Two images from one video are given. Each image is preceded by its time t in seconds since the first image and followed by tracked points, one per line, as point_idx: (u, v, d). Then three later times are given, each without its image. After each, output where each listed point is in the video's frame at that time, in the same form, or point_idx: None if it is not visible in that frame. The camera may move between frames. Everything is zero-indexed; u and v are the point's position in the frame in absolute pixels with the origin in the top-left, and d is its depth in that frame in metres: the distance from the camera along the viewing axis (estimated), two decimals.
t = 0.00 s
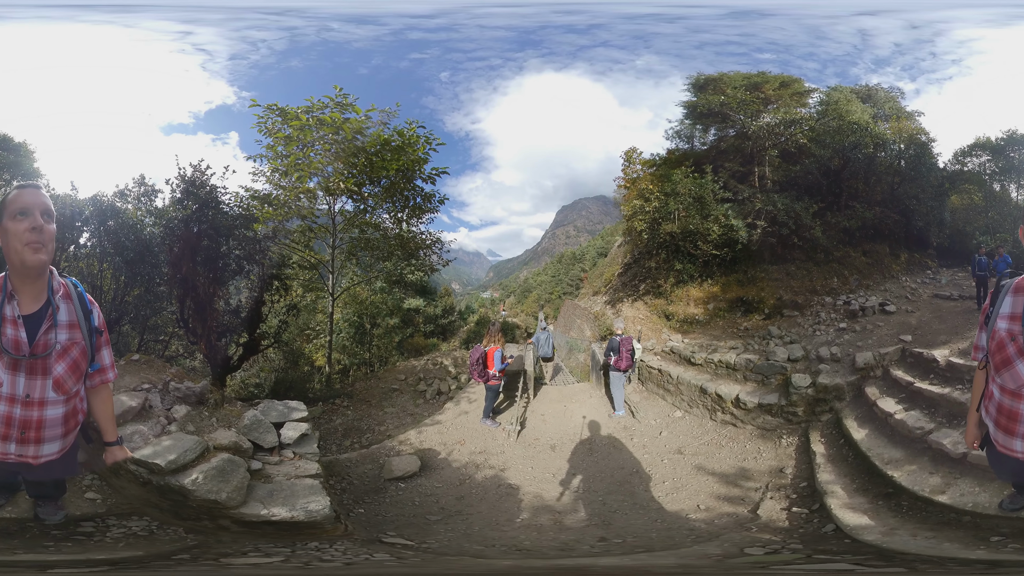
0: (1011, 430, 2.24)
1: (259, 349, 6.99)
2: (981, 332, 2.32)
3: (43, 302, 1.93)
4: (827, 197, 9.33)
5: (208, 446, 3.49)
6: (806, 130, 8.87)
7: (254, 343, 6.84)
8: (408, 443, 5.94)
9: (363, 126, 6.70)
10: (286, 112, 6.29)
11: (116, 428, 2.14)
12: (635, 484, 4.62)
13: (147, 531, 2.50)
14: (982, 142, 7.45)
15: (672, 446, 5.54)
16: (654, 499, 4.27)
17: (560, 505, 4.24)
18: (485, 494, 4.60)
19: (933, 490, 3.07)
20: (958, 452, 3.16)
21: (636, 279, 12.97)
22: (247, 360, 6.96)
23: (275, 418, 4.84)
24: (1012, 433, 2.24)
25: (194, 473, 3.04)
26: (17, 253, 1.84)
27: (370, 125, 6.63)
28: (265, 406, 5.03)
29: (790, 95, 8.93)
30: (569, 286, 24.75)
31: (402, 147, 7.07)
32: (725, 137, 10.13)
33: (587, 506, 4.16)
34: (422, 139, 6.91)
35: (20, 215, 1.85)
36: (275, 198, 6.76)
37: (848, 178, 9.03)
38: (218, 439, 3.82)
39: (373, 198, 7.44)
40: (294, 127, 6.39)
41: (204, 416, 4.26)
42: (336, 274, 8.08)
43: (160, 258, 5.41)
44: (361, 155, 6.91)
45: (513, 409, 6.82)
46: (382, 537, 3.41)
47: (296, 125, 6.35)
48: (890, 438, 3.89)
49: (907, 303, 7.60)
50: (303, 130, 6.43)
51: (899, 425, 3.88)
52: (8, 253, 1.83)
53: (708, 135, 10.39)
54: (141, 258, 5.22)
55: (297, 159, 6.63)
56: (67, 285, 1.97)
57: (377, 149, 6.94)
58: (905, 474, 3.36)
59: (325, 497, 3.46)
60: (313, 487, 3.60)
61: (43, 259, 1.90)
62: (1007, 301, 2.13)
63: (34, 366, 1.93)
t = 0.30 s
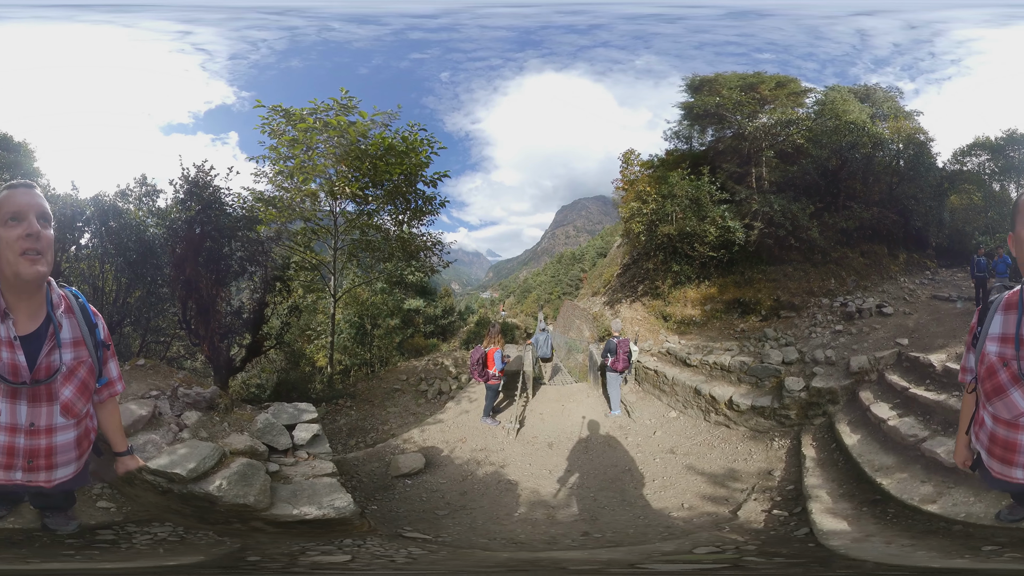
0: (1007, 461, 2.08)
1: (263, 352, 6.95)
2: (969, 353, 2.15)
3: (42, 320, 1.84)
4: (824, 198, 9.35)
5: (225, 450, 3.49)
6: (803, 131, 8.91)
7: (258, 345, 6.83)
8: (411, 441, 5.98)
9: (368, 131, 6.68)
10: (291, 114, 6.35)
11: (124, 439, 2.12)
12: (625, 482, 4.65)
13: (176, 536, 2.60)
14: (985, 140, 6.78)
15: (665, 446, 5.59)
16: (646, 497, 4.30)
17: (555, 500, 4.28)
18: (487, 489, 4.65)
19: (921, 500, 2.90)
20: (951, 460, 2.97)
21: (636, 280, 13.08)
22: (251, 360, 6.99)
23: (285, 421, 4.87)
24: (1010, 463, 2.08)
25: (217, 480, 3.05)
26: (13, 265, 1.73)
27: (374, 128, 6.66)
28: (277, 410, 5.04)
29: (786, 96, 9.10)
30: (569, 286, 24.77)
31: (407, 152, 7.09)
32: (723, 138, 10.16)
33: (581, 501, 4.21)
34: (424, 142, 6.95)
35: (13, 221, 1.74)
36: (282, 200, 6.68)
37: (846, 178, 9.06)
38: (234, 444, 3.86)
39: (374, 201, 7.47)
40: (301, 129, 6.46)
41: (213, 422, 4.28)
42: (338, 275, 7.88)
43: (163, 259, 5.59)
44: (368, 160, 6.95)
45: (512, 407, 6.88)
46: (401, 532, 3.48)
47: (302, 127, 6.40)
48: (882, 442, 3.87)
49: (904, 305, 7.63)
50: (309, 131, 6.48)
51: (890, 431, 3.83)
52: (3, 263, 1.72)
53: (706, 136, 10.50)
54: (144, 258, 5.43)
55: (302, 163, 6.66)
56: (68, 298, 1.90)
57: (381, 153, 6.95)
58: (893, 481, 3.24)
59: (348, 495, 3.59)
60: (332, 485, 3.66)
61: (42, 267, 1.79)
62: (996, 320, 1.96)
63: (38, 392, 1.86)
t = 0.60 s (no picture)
0: (1001, 477, 2.14)
1: (263, 352, 7.12)
2: (961, 367, 2.15)
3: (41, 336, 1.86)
4: (822, 200, 8.79)
5: (234, 454, 3.49)
6: (801, 130, 8.21)
7: (259, 346, 6.96)
8: (413, 441, 6.01)
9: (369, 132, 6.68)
10: (294, 115, 6.37)
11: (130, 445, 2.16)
12: (620, 480, 4.68)
13: (193, 537, 2.57)
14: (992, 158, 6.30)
15: (661, 446, 5.64)
16: (641, 495, 4.34)
17: (552, 498, 4.32)
18: (488, 487, 4.69)
19: (915, 504, 2.88)
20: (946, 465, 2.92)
21: (636, 280, 13.26)
22: (253, 362, 7.04)
23: (292, 422, 4.90)
24: (1008, 479, 2.13)
25: (231, 484, 3.06)
26: (9, 275, 1.73)
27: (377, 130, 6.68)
28: (284, 411, 5.09)
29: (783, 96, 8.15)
30: (569, 286, 24.80)
31: (409, 154, 7.15)
32: (721, 138, 9.91)
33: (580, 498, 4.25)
34: (425, 144, 6.98)
35: (10, 227, 1.75)
36: (285, 201, 6.78)
37: (845, 178, 8.42)
38: (243, 447, 3.89)
39: (375, 203, 7.50)
40: (305, 130, 6.51)
41: (218, 425, 4.32)
42: (337, 276, 8.01)
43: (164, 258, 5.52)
44: (370, 162, 6.94)
45: (512, 407, 6.93)
46: (409, 528, 3.52)
47: (305, 128, 6.45)
48: (878, 446, 3.90)
49: (903, 305, 7.65)
50: (313, 133, 6.53)
51: (886, 435, 3.85)
52: None
53: (704, 135, 10.51)
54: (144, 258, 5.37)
55: (306, 167, 6.68)
56: (68, 310, 1.93)
57: (382, 156, 6.97)
58: (886, 485, 3.26)
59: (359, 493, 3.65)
60: (342, 485, 3.71)
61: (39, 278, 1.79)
62: (987, 333, 1.97)
63: (41, 409, 1.89)
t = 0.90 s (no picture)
0: (999, 476, 2.14)
1: (263, 352, 7.10)
2: (960, 367, 2.16)
3: (37, 336, 1.87)
4: (823, 199, 8.83)
5: (235, 454, 3.49)
6: (800, 130, 8.28)
7: (259, 346, 6.93)
8: (413, 441, 6.01)
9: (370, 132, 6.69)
10: (294, 115, 6.37)
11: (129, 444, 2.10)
12: (620, 481, 4.68)
13: (194, 538, 2.61)
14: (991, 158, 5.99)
15: (661, 446, 5.64)
16: (641, 496, 4.34)
17: (552, 498, 4.33)
18: (488, 487, 4.68)
19: (914, 505, 2.88)
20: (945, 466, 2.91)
21: (636, 281, 13.28)
22: (252, 362, 7.05)
23: (291, 423, 4.90)
24: (1005, 478, 2.13)
25: (231, 484, 3.07)
26: (4, 279, 1.75)
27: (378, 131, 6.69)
28: (284, 412, 5.09)
29: (783, 96, 8.22)
30: (569, 286, 24.82)
31: (410, 155, 7.16)
32: (721, 138, 9.95)
33: (580, 498, 4.25)
34: (425, 145, 6.99)
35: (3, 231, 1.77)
36: (285, 201, 6.82)
37: (844, 178, 8.48)
38: (243, 448, 3.89)
39: (375, 203, 7.51)
40: (305, 130, 6.51)
41: (218, 425, 4.33)
42: (337, 277, 8.06)
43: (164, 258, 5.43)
44: (370, 162, 6.94)
45: (512, 407, 6.93)
46: (410, 528, 3.51)
47: (306, 128, 6.45)
48: (877, 446, 3.89)
49: (902, 305, 7.65)
50: (314, 133, 6.54)
51: (886, 435, 3.84)
52: None
53: (705, 135, 10.47)
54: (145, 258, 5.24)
55: (307, 167, 6.69)
56: (64, 310, 1.92)
57: (383, 156, 6.98)
58: (886, 485, 3.26)
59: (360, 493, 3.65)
60: (343, 485, 3.71)
61: (32, 283, 1.81)
62: (985, 333, 1.99)
63: (37, 408, 1.90)
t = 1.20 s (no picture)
0: (998, 470, 2.13)
1: (263, 352, 7.10)
2: (961, 363, 2.16)
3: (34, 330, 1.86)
4: (822, 199, 8.92)
5: (233, 454, 3.48)
6: (800, 130, 8.22)
7: (258, 346, 6.93)
8: (413, 442, 6.01)
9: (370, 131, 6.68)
10: (293, 115, 6.35)
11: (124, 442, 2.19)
12: (621, 481, 4.67)
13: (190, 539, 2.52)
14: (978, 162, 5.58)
15: (661, 446, 5.64)
16: (642, 495, 4.33)
17: (553, 498, 4.32)
18: (489, 488, 4.67)
19: (915, 504, 2.87)
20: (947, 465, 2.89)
21: (635, 281, 13.30)
22: (252, 363, 7.04)
23: (291, 423, 4.90)
24: (1005, 472, 2.10)
25: (229, 484, 3.08)
26: (3, 278, 1.79)
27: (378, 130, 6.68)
28: (281, 413, 5.08)
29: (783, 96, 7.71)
30: (568, 286, 24.85)
31: (409, 155, 7.16)
32: (721, 138, 9.72)
33: (580, 498, 4.24)
34: (425, 144, 6.98)
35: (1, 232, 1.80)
36: (285, 201, 6.83)
37: (843, 179, 8.39)
38: (241, 448, 3.88)
39: (375, 203, 7.51)
40: (305, 130, 6.49)
41: (217, 425, 4.32)
42: (338, 277, 8.11)
43: (163, 259, 5.39)
44: (370, 162, 6.93)
45: (512, 407, 6.93)
46: (408, 529, 3.50)
47: (305, 128, 6.43)
48: (878, 445, 3.88)
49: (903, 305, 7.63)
50: (313, 133, 6.53)
51: (886, 434, 3.84)
52: None
53: (705, 135, 10.19)
54: (145, 258, 5.17)
55: (306, 167, 6.68)
56: (60, 307, 1.92)
57: (383, 156, 6.97)
58: (886, 484, 3.26)
59: (357, 494, 3.64)
60: (341, 485, 3.71)
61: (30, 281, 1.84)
62: (986, 329, 1.98)
63: (32, 403, 1.88)
